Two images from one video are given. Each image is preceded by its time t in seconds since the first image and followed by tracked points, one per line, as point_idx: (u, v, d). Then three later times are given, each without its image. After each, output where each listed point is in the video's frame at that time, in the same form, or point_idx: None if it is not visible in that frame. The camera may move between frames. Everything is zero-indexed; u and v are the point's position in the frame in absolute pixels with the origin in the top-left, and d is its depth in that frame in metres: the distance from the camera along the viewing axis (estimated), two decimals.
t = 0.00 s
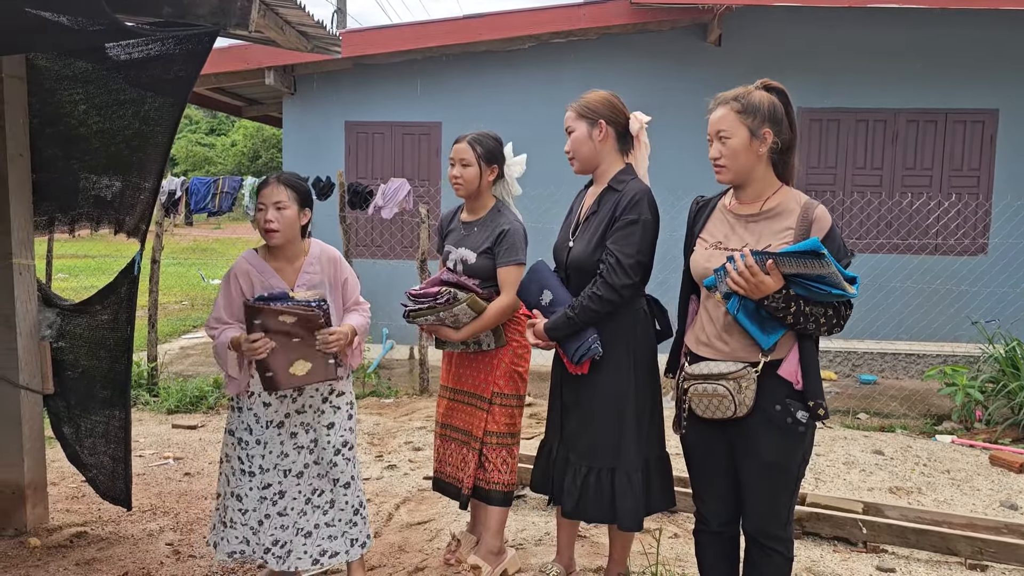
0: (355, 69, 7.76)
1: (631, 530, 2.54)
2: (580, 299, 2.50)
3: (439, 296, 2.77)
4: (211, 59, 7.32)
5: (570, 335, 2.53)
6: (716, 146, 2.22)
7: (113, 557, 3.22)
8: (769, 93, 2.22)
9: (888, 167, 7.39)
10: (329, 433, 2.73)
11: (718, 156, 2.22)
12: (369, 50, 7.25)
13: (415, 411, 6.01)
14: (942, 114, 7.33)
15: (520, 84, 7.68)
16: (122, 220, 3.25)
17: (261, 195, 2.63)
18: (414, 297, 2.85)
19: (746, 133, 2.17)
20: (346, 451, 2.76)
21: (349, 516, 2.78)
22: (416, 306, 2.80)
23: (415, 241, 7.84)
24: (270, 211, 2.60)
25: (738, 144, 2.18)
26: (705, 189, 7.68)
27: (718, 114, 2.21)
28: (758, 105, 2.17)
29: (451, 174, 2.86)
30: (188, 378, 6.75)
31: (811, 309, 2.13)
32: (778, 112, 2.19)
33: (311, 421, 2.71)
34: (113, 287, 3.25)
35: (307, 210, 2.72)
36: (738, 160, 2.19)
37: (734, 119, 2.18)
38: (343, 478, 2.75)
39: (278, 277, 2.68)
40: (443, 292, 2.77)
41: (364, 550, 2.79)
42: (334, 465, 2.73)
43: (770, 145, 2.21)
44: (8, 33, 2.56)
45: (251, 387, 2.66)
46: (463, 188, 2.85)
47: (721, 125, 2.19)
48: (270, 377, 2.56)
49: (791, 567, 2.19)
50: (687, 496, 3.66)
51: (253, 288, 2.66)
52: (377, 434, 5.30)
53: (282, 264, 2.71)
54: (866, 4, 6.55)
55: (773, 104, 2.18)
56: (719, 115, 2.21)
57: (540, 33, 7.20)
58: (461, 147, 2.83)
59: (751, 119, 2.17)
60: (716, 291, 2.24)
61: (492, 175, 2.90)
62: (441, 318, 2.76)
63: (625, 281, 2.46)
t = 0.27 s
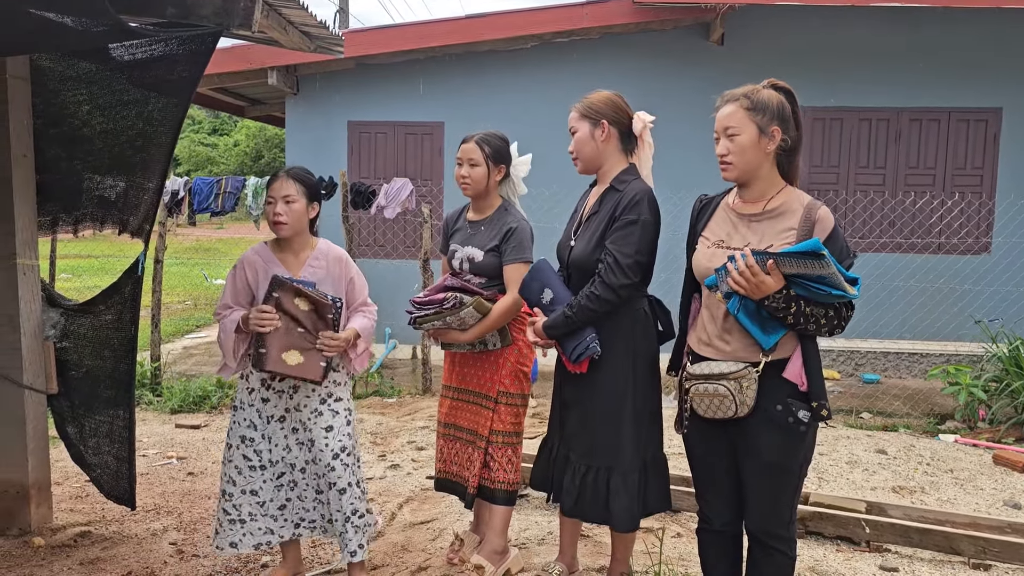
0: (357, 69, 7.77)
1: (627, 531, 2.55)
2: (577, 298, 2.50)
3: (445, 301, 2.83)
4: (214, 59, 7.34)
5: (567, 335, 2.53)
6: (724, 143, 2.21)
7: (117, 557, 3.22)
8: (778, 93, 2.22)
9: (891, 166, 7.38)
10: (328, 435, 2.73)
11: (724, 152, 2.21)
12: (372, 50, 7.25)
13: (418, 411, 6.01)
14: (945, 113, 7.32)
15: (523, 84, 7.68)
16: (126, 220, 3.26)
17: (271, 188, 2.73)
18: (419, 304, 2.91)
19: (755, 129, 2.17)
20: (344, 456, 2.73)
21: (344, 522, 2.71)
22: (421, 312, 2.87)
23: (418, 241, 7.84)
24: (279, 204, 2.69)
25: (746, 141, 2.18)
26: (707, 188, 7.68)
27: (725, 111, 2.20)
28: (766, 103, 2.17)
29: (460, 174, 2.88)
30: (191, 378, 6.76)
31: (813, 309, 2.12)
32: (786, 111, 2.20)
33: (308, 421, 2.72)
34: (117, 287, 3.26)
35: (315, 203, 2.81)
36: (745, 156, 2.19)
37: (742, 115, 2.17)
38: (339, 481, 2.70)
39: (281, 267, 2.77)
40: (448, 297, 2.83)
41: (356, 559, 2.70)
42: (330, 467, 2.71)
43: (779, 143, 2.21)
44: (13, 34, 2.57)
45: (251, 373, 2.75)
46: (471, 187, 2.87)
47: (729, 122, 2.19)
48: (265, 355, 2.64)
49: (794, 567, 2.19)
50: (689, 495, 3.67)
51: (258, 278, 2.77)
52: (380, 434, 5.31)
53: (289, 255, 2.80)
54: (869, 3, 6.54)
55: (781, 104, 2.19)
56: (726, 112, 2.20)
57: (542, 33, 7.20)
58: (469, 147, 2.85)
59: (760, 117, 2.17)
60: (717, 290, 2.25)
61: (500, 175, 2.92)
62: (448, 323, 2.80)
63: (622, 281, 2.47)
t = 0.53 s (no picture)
0: (357, 69, 7.76)
1: (625, 530, 2.54)
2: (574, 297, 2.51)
3: (451, 299, 2.80)
4: (214, 59, 7.33)
5: (566, 334, 2.53)
6: (725, 143, 2.21)
7: (119, 557, 3.23)
8: (776, 93, 2.22)
9: (891, 165, 7.37)
10: (315, 433, 2.66)
11: (725, 153, 2.21)
12: (372, 49, 7.25)
13: (419, 410, 6.01)
14: (946, 112, 7.32)
15: (523, 83, 7.68)
16: (127, 220, 3.26)
17: (275, 184, 2.74)
18: (423, 301, 2.88)
19: (756, 129, 2.17)
20: (331, 456, 2.66)
21: (325, 524, 2.65)
22: (427, 308, 2.84)
23: (419, 240, 7.84)
24: (282, 200, 2.71)
25: (747, 141, 2.18)
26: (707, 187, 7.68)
27: (725, 111, 2.20)
28: (767, 103, 2.17)
29: (464, 173, 2.88)
30: (192, 378, 6.76)
31: (814, 305, 2.12)
32: (786, 112, 2.20)
33: (295, 419, 2.67)
34: (118, 287, 3.26)
35: (320, 199, 2.82)
36: (746, 156, 2.19)
37: (743, 115, 2.17)
38: (325, 482, 2.64)
39: (282, 261, 2.79)
40: (454, 294, 2.80)
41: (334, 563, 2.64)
42: (316, 466, 2.64)
43: (780, 142, 2.21)
44: (13, 34, 2.57)
45: (248, 370, 2.77)
46: (476, 187, 2.87)
47: (730, 122, 2.19)
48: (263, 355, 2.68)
49: (795, 566, 2.19)
50: (690, 494, 3.67)
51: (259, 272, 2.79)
52: (381, 433, 5.31)
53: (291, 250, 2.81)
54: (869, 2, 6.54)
55: (781, 104, 2.19)
56: (726, 113, 2.20)
57: (543, 32, 7.20)
58: (474, 147, 2.85)
59: (761, 116, 2.17)
60: (718, 289, 2.25)
61: (504, 175, 2.93)
62: (453, 319, 2.79)
63: (619, 281, 2.47)
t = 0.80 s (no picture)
0: (356, 69, 7.76)
1: (631, 529, 2.55)
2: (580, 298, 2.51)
3: (450, 292, 2.79)
4: (213, 61, 7.33)
5: (570, 335, 2.53)
6: (720, 146, 2.22)
7: (118, 558, 3.23)
8: (770, 94, 2.22)
9: (890, 165, 7.38)
10: (311, 435, 2.67)
11: (722, 155, 2.21)
12: (371, 50, 7.25)
13: (418, 411, 6.01)
14: (945, 112, 7.32)
15: (522, 84, 7.68)
16: (126, 222, 3.26)
17: (274, 185, 2.74)
18: (424, 295, 2.87)
19: (751, 130, 2.17)
20: (326, 458, 2.66)
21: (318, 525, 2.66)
22: (427, 302, 2.82)
23: (418, 241, 7.85)
24: (280, 202, 2.71)
25: (743, 143, 2.18)
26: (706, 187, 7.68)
27: (721, 113, 2.21)
28: (761, 105, 2.18)
29: (464, 175, 2.89)
30: (191, 379, 6.76)
31: (811, 304, 2.12)
32: (781, 113, 2.20)
33: (291, 420, 2.67)
34: (117, 289, 3.26)
35: (318, 201, 2.82)
36: (742, 158, 2.19)
37: (738, 117, 2.18)
38: (319, 484, 2.65)
39: (279, 262, 2.79)
40: (454, 287, 2.80)
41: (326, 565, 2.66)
42: (311, 468, 2.65)
43: (775, 144, 2.21)
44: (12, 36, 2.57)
45: (245, 371, 2.77)
46: (477, 188, 2.87)
47: (725, 124, 2.19)
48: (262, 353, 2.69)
49: (795, 566, 2.19)
50: (689, 495, 3.67)
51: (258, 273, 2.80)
52: (380, 434, 5.31)
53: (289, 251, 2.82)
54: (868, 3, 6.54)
55: (776, 105, 2.19)
56: (721, 115, 2.21)
57: (541, 33, 7.20)
58: (474, 147, 2.86)
59: (755, 118, 2.17)
60: (716, 289, 2.26)
61: (504, 175, 2.93)
62: (452, 314, 2.78)
63: (625, 281, 2.47)
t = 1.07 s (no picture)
0: (355, 70, 7.76)
1: (647, 528, 2.54)
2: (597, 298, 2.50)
3: (450, 289, 2.78)
4: (212, 61, 7.33)
5: (585, 336, 2.51)
6: (716, 145, 2.22)
7: (117, 560, 3.22)
8: (769, 93, 2.22)
9: (889, 166, 7.38)
10: (312, 436, 2.68)
11: (717, 155, 2.22)
12: (370, 50, 7.25)
13: (418, 412, 6.01)
14: (943, 112, 7.33)
15: (521, 84, 7.68)
16: (125, 223, 3.25)
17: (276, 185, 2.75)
18: (423, 292, 2.85)
19: (746, 131, 2.18)
20: (328, 459, 2.67)
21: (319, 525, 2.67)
22: (427, 299, 2.80)
23: (417, 241, 7.84)
24: (281, 201, 2.71)
25: (738, 142, 2.18)
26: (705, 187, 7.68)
27: (717, 113, 2.21)
28: (757, 105, 2.18)
29: (463, 175, 2.88)
30: (190, 380, 6.75)
31: (815, 305, 2.12)
32: (777, 112, 2.20)
33: (292, 421, 2.68)
34: (116, 290, 3.26)
35: (320, 203, 2.81)
36: (736, 158, 2.20)
37: (733, 117, 2.18)
38: (321, 484, 2.65)
39: (279, 262, 2.80)
40: (454, 284, 2.78)
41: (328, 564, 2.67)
42: (312, 469, 2.65)
43: (770, 143, 2.20)
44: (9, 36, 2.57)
45: (245, 372, 2.77)
46: (476, 188, 2.87)
47: (720, 124, 2.20)
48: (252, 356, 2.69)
49: (796, 566, 2.19)
50: (689, 495, 3.67)
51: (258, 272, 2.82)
52: (380, 435, 5.31)
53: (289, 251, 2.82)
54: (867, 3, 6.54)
55: (772, 104, 2.19)
56: (718, 115, 2.21)
57: (540, 33, 7.20)
58: (473, 147, 2.85)
59: (751, 118, 2.18)
60: (720, 288, 2.25)
61: (503, 175, 2.93)
62: (452, 311, 2.76)
63: (643, 280, 2.47)
